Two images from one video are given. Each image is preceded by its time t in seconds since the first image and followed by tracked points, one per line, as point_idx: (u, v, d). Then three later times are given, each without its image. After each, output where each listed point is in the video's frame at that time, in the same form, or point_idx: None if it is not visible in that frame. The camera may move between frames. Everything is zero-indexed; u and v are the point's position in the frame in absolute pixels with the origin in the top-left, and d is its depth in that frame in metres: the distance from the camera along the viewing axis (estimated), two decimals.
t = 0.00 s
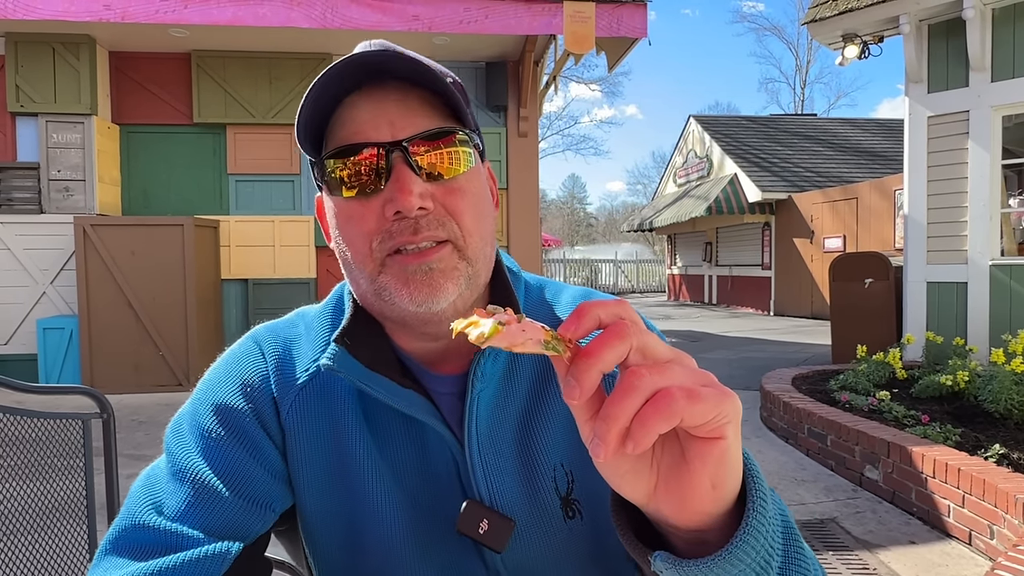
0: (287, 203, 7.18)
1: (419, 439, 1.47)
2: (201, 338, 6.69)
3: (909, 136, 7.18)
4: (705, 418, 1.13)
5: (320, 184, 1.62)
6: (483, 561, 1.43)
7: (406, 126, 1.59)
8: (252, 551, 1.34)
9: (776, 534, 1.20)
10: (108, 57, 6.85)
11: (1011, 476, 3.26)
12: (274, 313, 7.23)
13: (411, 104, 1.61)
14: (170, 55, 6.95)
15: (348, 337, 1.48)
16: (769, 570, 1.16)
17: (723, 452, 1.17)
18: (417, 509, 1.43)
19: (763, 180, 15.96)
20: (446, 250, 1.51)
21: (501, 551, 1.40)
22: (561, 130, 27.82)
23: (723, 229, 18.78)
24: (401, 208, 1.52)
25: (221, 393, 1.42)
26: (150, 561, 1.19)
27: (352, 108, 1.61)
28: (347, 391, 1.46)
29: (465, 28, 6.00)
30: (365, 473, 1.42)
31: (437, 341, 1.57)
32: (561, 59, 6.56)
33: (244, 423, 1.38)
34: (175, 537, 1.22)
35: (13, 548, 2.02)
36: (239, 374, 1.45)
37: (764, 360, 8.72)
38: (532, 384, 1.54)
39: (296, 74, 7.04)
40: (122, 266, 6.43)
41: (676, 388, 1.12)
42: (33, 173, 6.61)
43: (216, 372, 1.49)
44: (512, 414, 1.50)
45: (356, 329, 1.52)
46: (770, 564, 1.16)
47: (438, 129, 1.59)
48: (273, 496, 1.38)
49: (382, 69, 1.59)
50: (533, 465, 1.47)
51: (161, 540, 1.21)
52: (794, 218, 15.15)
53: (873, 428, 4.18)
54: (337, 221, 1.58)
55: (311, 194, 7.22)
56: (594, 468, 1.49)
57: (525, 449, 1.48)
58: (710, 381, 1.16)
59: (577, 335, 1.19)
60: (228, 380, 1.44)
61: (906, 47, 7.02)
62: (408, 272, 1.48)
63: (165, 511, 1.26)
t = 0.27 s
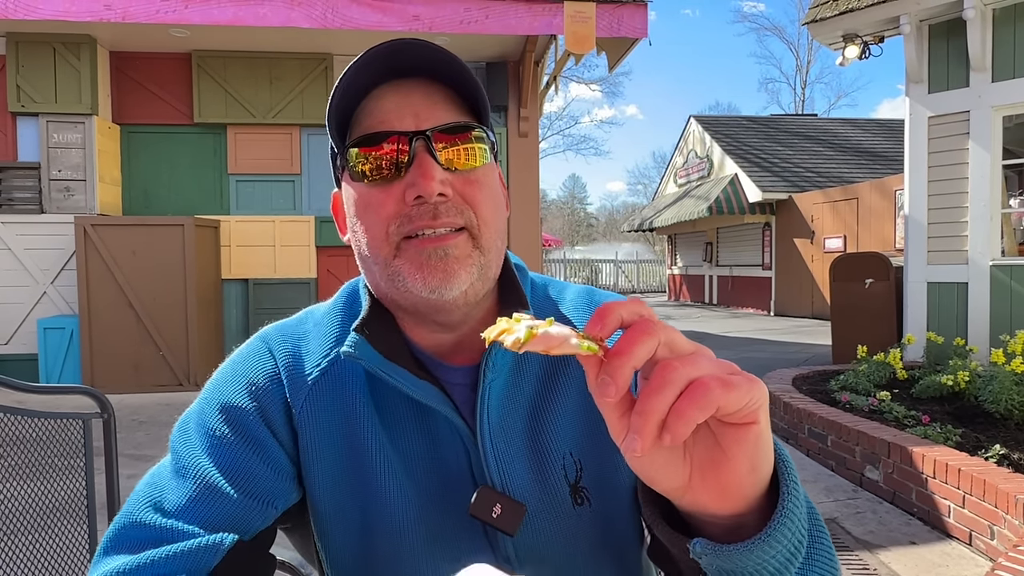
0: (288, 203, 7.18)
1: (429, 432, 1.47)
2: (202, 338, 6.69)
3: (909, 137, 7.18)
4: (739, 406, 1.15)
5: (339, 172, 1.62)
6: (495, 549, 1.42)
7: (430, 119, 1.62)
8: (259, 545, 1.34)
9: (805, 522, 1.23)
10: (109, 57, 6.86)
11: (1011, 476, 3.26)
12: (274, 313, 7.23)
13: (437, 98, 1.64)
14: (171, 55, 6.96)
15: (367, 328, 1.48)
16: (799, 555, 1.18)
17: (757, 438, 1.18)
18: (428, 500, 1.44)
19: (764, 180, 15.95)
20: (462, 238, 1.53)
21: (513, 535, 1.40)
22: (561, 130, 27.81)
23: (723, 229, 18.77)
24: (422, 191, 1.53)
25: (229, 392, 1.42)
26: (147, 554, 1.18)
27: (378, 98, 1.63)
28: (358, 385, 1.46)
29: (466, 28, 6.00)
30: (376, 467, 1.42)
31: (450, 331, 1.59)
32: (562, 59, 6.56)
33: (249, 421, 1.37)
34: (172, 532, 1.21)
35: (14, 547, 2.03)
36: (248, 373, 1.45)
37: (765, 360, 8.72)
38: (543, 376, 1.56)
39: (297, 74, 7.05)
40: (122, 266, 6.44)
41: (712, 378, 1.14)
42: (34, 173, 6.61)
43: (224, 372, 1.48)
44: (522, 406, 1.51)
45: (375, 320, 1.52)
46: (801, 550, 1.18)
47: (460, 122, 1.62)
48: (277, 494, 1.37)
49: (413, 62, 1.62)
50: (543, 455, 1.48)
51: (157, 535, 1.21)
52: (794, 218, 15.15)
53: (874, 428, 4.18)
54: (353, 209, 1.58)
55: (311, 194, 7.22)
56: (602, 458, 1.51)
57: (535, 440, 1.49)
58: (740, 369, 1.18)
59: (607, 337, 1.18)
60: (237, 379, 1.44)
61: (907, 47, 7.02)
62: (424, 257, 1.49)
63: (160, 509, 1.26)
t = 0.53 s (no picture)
0: (288, 202, 7.18)
1: (427, 433, 1.47)
2: (202, 338, 6.69)
3: (910, 137, 7.18)
4: (728, 416, 1.14)
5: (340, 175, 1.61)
6: (492, 553, 1.43)
7: (435, 122, 1.62)
8: (259, 549, 1.35)
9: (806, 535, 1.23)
10: (109, 56, 6.86)
11: (1012, 476, 3.26)
12: (275, 313, 7.24)
13: (441, 102, 1.65)
14: (171, 54, 6.96)
15: (363, 332, 1.49)
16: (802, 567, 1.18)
17: (749, 448, 1.18)
18: (426, 502, 1.43)
19: (765, 180, 15.95)
20: (467, 249, 1.53)
21: (508, 539, 1.41)
22: (561, 130, 27.80)
23: (724, 229, 18.77)
24: (428, 197, 1.53)
25: (229, 394, 1.42)
26: (160, 559, 1.19)
27: (383, 101, 1.62)
28: (356, 386, 1.46)
29: (466, 28, 6.01)
30: (375, 469, 1.42)
31: (448, 335, 1.59)
32: (562, 59, 6.56)
33: (251, 422, 1.38)
34: (181, 536, 1.22)
35: (15, 547, 2.03)
36: (247, 375, 1.45)
37: (765, 360, 8.72)
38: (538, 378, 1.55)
39: (298, 74, 7.05)
40: (123, 266, 6.44)
41: (695, 394, 1.13)
42: (34, 173, 6.62)
43: (224, 374, 1.49)
44: (518, 407, 1.50)
45: (370, 323, 1.53)
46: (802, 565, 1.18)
47: (464, 127, 1.62)
48: (280, 496, 1.38)
49: (418, 65, 1.61)
50: (539, 458, 1.47)
51: (167, 539, 1.22)
52: (795, 218, 15.15)
53: (874, 429, 4.18)
54: (355, 214, 1.56)
55: (312, 193, 7.22)
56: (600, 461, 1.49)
57: (531, 442, 1.48)
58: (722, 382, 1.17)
59: (585, 370, 1.17)
60: (236, 381, 1.44)
61: (908, 48, 7.02)
62: (431, 271, 1.49)
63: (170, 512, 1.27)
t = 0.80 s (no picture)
0: (289, 202, 7.18)
1: (420, 440, 1.46)
2: (203, 338, 6.69)
3: (910, 137, 7.17)
4: (648, 373, 1.03)
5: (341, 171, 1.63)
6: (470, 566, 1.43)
7: (431, 115, 1.62)
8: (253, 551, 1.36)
9: (743, 529, 1.14)
10: (110, 56, 6.86)
11: (1012, 477, 3.26)
12: (276, 313, 7.24)
13: (437, 94, 1.65)
14: (172, 54, 6.96)
15: (358, 331, 1.48)
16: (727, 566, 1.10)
17: (673, 417, 1.10)
18: (414, 509, 1.44)
19: (765, 180, 15.94)
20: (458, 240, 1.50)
21: (481, 556, 1.40)
22: (562, 130, 27.79)
23: (724, 229, 18.76)
24: (418, 189, 1.51)
25: (225, 391, 1.41)
26: (155, 562, 1.20)
27: (378, 94, 1.65)
28: (352, 390, 1.46)
29: (467, 28, 6.01)
30: (366, 473, 1.42)
31: (443, 337, 1.56)
32: (563, 59, 6.56)
33: (247, 422, 1.37)
34: (176, 538, 1.22)
35: (12, 549, 2.01)
36: (243, 372, 1.45)
37: (766, 360, 8.72)
38: (526, 389, 1.52)
39: (298, 74, 7.05)
40: (123, 265, 6.44)
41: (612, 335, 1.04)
42: (35, 173, 6.62)
43: (220, 369, 1.48)
44: (503, 419, 1.49)
45: (366, 323, 1.52)
46: (730, 558, 1.10)
47: (461, 120, 1.61)
48: (274, 497, 1.38)
49: (413, 57, 1.64)
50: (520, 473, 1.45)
51: (162, 540, 1.22)
52: (796, 218, 15.14)
53: (874, 428, 4.18)
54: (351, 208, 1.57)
55: (313, 194, 7.22)
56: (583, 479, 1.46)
57: (514, 455, 1.47)
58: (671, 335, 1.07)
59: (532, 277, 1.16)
60: (232, 377, 1.44)
61: (908, 48, 7.02)
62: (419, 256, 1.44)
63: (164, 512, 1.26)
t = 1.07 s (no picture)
0: (290, 202, 7.19)
1: (430, 453, 1.44)
2: (203, 338, 6.70)
3: (911, 137, 7.17)
4: (680, 398, 0.99)
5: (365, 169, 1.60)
6: None
7: (465, 121, 1.59)
8: (251, 560, 1.36)
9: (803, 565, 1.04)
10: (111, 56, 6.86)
11: (1013, 477, 3.25)
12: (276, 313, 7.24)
13: (473, 100, 1.61)
14: (173, 54, 6.96)
15: (370, 336, 1.46)
16: None
17: (710, 440, 1.05)
18: (421, 522, 1.42)
19: (766, 180, 15.94)
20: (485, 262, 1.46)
21: None
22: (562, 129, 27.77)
23: (725, 229, 18.76)
24: (448, 205, 1.46)
25: (230, 389, 1.42)
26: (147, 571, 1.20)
27: (411, 94, 1.61)
28: (361, 397, 1.45)
29: (467, 28, 6.01)
30: (372, 483, 1.41)
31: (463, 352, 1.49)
32: (563, 59, 6.55)
33: (250, 423, 1.38)
34: (171, 545, 1.23)
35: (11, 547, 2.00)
36: (250, 369, 1.45)
37: (767, 360, 8.72)
38: (543, 406, 1.49)
39: (299, 74, 7.05)
40: (124, 265, 6.44)
41: (637, 360, 0.99)
42: (36, 172, 6.62)
43: (227, 364, 1.49)
44: (518, 436, 1.46)
45: (379, 327, 1.49)
46: None
47: (497, 131, 1.56)
48: (276, 503, 1.39)
49: (450, 59, 1.60)
50: (533, 494, 1.44)
51: (155, 549, 1.22)
52: (796, 218, 15.14)
53: (875, 428, 4.19)
54: (376, 210, 1.53)
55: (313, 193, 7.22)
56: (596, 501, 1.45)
57: (527, 475, 1.45)
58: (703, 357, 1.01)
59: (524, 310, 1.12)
60: (238, 375, 1.44)
61: (909, 48, 7.02)
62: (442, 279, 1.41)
63: (162, 517, 1.28)
